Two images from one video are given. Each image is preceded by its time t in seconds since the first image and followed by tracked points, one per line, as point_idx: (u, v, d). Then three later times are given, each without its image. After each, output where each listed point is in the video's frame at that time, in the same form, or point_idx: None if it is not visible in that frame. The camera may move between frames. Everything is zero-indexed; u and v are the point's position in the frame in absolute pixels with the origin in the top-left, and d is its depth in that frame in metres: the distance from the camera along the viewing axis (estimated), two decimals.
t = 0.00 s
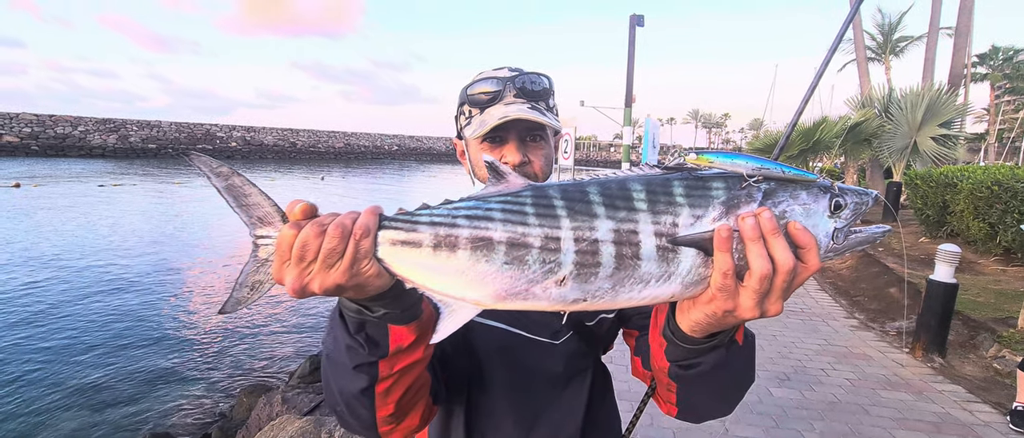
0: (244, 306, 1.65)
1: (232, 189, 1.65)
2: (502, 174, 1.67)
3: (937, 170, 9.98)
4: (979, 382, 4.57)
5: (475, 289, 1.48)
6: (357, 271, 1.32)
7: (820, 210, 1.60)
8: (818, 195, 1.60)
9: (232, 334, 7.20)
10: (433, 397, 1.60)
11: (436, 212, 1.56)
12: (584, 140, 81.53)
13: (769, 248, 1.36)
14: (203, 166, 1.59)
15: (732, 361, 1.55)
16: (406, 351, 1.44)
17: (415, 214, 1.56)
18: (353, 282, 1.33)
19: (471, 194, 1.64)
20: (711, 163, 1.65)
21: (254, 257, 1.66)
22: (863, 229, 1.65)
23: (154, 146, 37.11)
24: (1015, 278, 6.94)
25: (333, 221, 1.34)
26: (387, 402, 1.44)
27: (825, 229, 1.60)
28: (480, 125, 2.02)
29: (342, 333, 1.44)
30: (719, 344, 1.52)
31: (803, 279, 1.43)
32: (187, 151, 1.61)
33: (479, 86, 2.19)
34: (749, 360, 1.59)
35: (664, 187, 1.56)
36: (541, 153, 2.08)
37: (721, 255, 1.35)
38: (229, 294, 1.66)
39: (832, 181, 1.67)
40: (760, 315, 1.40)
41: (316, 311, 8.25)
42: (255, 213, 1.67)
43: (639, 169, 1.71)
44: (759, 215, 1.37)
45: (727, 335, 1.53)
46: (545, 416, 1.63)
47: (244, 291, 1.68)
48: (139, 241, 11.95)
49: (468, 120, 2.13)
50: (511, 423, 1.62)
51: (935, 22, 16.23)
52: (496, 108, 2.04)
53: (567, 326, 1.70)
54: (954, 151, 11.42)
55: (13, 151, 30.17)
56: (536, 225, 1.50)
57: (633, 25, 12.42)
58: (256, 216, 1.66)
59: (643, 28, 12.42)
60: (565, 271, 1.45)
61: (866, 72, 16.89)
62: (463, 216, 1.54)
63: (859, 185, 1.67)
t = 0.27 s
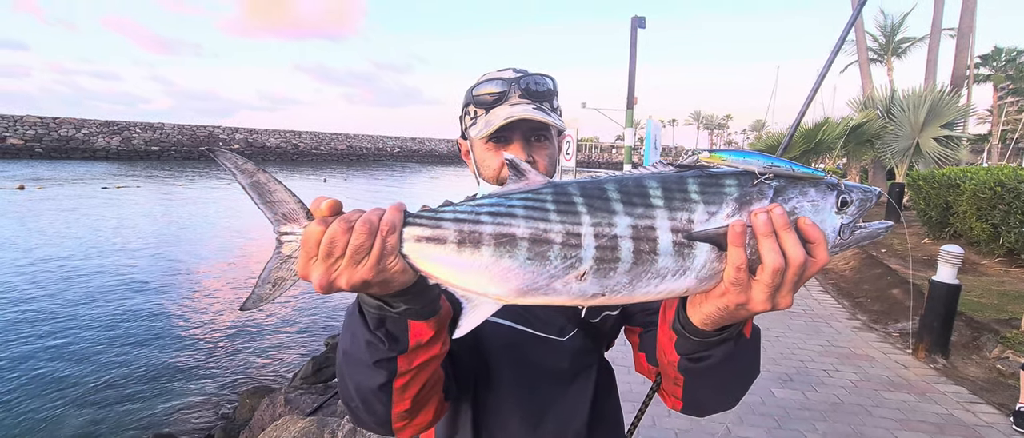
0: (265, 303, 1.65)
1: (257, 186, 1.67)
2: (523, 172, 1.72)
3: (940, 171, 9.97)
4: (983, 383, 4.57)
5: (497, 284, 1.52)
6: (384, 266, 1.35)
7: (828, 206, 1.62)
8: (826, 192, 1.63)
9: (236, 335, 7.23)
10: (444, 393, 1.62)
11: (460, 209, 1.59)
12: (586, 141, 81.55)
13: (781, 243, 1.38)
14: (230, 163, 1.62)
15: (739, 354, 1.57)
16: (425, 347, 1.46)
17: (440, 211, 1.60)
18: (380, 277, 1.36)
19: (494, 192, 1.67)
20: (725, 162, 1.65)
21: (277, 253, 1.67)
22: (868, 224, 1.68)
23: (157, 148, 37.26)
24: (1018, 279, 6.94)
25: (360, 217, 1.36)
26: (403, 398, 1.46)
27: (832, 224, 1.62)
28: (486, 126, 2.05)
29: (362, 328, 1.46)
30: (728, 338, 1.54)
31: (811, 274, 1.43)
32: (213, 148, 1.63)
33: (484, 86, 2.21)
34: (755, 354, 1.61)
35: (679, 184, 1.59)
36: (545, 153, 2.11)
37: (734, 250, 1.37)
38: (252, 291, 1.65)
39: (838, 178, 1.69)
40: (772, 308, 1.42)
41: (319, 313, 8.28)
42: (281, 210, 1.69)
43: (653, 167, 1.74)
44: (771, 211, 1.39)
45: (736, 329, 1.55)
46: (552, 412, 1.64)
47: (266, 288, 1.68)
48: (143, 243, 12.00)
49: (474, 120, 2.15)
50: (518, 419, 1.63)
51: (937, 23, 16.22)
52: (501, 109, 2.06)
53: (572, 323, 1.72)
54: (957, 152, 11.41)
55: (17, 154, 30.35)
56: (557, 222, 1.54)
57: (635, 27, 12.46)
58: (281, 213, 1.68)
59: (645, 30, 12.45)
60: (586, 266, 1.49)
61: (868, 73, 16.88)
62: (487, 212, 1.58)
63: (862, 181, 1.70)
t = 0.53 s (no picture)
0: (287, 302, 1.62)
1: (281, 185, 1.70)
2: (544, 171, 1.72)
3: (940, 173, 9.97)
4: (984, 384, 4.57)
5: (520, 283, 1.53)
6: (411, 266, 1.36)
7: (841, 206, 1.64)
8: (838, 192, 1.64)
9: (237, 337, 7.24)
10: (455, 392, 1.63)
11: (484, 209, 1.60)
12: (586, 143, 81.63)
13: (797, 242, 1.39)
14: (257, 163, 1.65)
15: (751, 352, 1.58)
16: (443, 346, 1.47)
17: (465, 211, 1.60)
18: (405, 277, 1.37)
19: (517, 192, 1.68)
20: (740, 162, 1.67)
21: (300, 253, 1.68)
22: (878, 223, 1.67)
23: (158, 150, 37.35)
24: (1019, 280, 6.94)
25: (387, 217, 1.37)
26: (420, 398, 1.47)
27: (845, 223, 1.64)
28: (493, 127, 2.05)
29: (382, 328, 1.47)
30: (741, 335, 1.55)
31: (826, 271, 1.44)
32: (240, 149, 1.67)
33: (489, 88, 2.22)
34: (764, 351, 1.62)
35: (697, 185, 1.61)
36: (551, 154, 2.12)
37: (752, 249, 1.39)
38: (272, 290, 1.63)
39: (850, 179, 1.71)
40: (787, 306, 1.43)
41: (320, 315, 8.29)
42: (305, 209, 1.70)
43: (670, 167, 1.74)
44: (787, 210, 1.41)
45: (749, 326, 1.55)
46: (559, 411, 1.65)
47: (287, 288, 1.66)
48: (144, 244, 12.02)
49: (480, 121, 2.16)
50: (526, 418, 1.63)
51: (937, 25, 16.24)
52: (508, 110, 2.07)
53: (578, 322, 1.73)
54: (957, 154, 11.43)
55: (18, 156, 30.44)
56: (580, 222, 1.56)
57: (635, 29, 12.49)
58: (304, 213, 1.70)
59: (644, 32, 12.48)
60: (608, 265, 1.50)
61: (868, 75, 16.89)
62: (511, 212, 1.59)
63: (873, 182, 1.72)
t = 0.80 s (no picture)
0: (306, 306, 1.63)
1: (305, 189, 1.70)
2: (564, 177, 1.73)
3: (938, 175, 10.01)
4: (983, 386, 4.59)
5: (539, 288, 1.55)
6: (435, 271, 1.37)
7: (850, 212, 1.65)
8: (848, 199, 1.66)
9: (236, 340, 7.24)
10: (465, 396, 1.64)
11: (506, 214, 1.60)
12: (585, 145, 81.73)
13: (810, 247, 1.41)
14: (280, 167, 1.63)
15: (759, 353, 1.59)
16: (459, 351, 1.49)
17: (487, 215, 1.59)
18: (429, 282, 1.38)
19: (535, 196, 1.68)
20: (754, 168, 1.69)
21: (321, 258, 1.70)
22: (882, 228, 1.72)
23: (156, 153, 37.36)
24: (1017, 283, 6.97)
25: (411, 222, 1.36)
26: (434, 402, 1.49)
27: (854, 228, 1.66)
28: (498, 132, 2.06)
29: (399, 332, 1.48)
30: (749, 338, 1.57)
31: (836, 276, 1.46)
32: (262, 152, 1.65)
33: (493, 92, 2.23)
34: (769, 353, 1.64)
35: (713, 191, 1.62)
36: (554, 158, 2.13)
37: (766, 253, 1.40)
38: (292, 294, 1.64)
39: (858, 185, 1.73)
40: (799, 309, 1.45)
41: (319, 317, 8.29)
42: (327, 213, 1.72)
43: (685, 173, 1.75)
44: (801, 216, 1.42)
45: (758, 329, 1.57)
46: (564, 413, 1.67)
47: (307, 292, 1.67)
48: (142, 247, 12.01)
49: (484, 126, 2.17)
50: (532, 420, 1.65)
51: (934, 28, 16.31)
52: (513, 115, 2.08)
53: (582, 324, 1.74)
54: (955, 157, 11.50)
55: (16, 158, 30.42)
56: (601, 227, 1.56)
57: (633, 32, 12.53)
58: (328, 217, 1.71)
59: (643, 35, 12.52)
60: (627, 270, 1.51)
61: (866, 77, 16.95)
62: (533, 218, 1.60)
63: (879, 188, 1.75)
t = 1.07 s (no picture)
0: (318, 311, 1.63)
1: (319, 193, 1.72)
2: (578, 184, 1.83)
3: (932, 178, 10.09)
4: (977, 388, 4.62)
5: (551, 293, 1.56)
6: (451, 277, 1.38)
7: (853, 218, 1.70)
8: (851, 206, 1.70)
9: (232, 342, 7.22)
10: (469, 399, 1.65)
11: (521, 219, 1.62)
12: (582, 148, 81.91)
13: (816, 253, 1.43)
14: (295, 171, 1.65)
15: (761, 357, 1.61)
16: (470, 356, 1.49)
17: (502, 221, 1.62)
18: (445, 288, 1.39)
19: (550, 202, 1.72)
20: (761, 175, 1.74)
21: (334, 262, 1.71)
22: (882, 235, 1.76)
23: (151, 155, 37.20)
24: (1010, 285, 7.02)
25: (427, 227, 1.38)
26: (442, 406, 1.50)
27: (857, 233, 1.70)
28: (499, 135, 2.07)
29: (410, 336, 1.47)
30: (753, 341, 1.57)
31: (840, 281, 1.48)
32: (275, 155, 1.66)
33: (493, 97, 2.24)
34: (770, 355, 1.65)
35: (722, 197, 1.65)
36: (554, 162, 2.14)
37: (773, 259, 1.42)
38: (304, 299, 1.64)
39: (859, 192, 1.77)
40: (804, 314, 1.46)
41: (316, 320, 8.28)
42: (341, 218, 1.73)
43: (694, 178, 1.78)
44: (807, 222, 1.45)
45: (761, 332, 1.58)
46: (565, 416, 1.68)
47: (319, 297, 1.68)
48: (137, 250, 11.96)
49: (484, 130, 2.19)
50: (533, 424, 1.66)
51: (927, 32, 16.44)
52: (514, 119, 2.09)
53: (582, 327, 1.75)
54: (949, 160, 11.61)
55: (9, 160, 30.24)
56: (614, 233, 1.58)
57: (629, 35, 12.59)
58: (342, 221, 1.73)
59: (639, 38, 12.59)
60: (639, 275, 1.52)
61: (860, 81, 17.05)
62: (547, 223, 1.62)
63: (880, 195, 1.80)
